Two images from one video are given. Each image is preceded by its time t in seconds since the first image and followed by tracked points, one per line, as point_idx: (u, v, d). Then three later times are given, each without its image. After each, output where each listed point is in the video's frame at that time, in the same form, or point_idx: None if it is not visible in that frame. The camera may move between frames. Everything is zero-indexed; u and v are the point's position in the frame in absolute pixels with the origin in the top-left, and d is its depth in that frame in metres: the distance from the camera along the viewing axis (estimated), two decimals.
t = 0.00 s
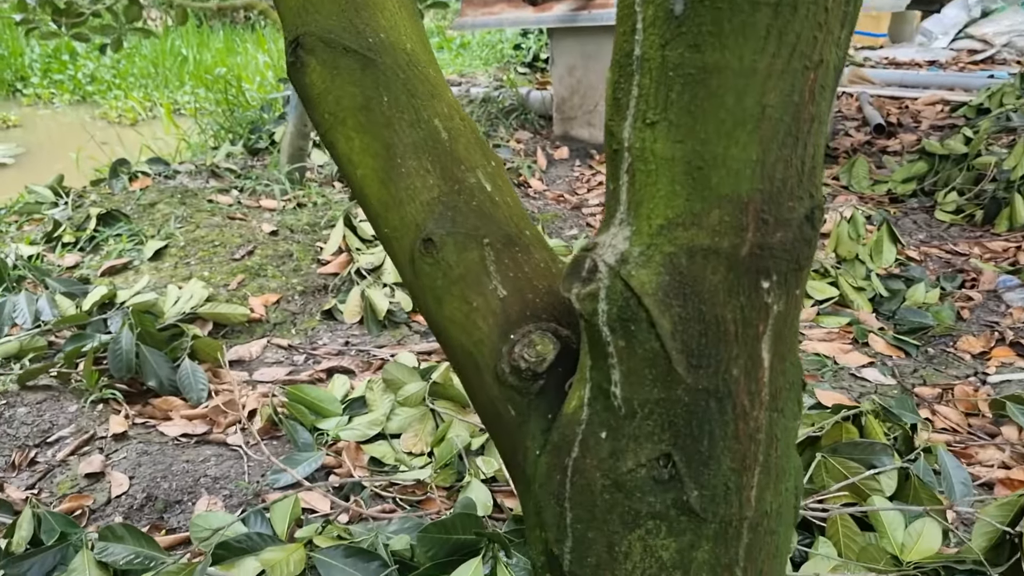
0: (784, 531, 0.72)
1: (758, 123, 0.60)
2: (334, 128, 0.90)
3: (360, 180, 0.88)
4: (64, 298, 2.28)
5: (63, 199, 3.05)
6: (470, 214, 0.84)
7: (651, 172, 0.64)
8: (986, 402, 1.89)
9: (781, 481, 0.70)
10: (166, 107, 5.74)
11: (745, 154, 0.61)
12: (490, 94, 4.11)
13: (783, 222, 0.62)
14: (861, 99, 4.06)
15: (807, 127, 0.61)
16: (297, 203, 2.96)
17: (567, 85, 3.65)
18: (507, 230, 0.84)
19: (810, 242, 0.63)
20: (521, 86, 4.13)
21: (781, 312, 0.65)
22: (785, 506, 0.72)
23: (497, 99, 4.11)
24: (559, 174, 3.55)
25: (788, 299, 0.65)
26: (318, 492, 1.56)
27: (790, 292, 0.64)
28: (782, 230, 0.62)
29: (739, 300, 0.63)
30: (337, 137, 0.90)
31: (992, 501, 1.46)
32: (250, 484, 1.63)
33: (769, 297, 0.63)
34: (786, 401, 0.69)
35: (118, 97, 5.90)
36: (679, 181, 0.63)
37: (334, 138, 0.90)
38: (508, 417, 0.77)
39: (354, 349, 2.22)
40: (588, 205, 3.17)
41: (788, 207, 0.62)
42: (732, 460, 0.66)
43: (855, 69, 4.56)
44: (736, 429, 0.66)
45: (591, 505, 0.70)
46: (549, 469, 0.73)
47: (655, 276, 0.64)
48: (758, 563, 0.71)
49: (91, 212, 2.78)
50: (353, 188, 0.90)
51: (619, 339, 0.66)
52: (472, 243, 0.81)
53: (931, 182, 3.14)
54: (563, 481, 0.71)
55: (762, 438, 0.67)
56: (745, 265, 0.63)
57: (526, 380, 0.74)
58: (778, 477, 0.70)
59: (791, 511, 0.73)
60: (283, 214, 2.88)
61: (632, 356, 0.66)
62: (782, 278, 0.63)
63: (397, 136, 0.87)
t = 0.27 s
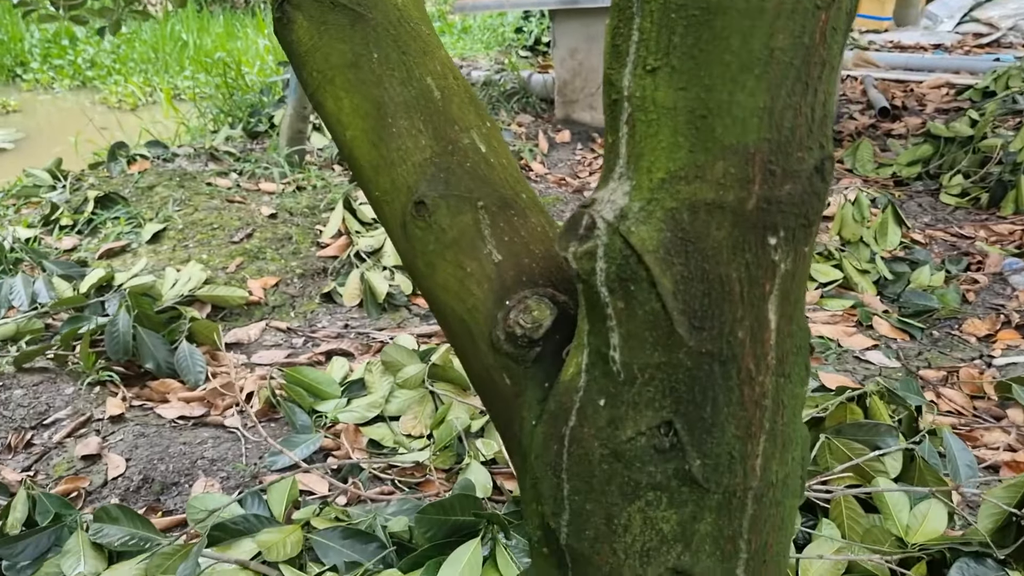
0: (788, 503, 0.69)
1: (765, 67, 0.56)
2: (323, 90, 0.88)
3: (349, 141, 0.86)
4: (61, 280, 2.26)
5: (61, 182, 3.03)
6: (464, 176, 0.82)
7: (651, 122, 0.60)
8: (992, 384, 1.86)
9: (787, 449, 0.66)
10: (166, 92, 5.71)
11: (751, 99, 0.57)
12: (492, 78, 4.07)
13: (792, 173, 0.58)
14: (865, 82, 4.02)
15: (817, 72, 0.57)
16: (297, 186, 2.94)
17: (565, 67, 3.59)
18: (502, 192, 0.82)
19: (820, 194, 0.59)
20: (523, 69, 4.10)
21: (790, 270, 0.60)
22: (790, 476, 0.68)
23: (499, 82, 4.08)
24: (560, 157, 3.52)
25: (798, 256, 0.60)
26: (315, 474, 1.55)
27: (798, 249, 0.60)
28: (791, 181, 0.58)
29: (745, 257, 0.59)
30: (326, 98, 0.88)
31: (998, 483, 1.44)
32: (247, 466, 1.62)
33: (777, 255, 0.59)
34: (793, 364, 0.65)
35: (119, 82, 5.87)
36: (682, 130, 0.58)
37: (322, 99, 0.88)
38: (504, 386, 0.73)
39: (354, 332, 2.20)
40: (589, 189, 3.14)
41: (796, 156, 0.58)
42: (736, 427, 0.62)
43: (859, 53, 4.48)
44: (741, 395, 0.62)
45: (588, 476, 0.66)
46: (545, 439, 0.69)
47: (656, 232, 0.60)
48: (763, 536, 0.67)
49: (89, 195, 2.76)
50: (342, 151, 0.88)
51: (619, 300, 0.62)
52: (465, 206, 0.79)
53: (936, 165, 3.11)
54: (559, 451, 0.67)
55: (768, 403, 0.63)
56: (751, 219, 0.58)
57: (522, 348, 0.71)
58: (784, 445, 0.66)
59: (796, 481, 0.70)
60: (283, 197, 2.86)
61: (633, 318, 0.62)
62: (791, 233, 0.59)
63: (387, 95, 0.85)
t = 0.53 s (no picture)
0: (790, 465, 0.66)
1: (767, 9, 0.54)
2: (314, 46, 0.86)
3: (340, 99, 0.85)
4: (60, 262, 2.25)
5: (60, 164, 3.02)
6: (459, 135, 0.80)
7: (650, 69, 0.58)
8: (995, 364, 1.85)
9: (789, 409, 0.64)
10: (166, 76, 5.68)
11: (754, 42, 0.54)
12: (493, 60, 4.05)
13: (796, 120, 0.55)
14: (869, 64, 3.99)
15: (823, 12, 0.55)
16: (297, 168, 2.92)
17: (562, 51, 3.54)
18: (498, 151, 0.80)
19: (826, 142, 0.58)
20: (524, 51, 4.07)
21: (793, 222, 0.58)
22: (793, 437, 0.66)
23: (500, 65, 4.05)
24: (562, 140, 3.50)
25: (801, 208, 0.58)
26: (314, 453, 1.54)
27: (802, 200, 0.58)
28: (794, 128, 0.56)
29: (747, 208, 0.57)
30: (318, 55, 0.86)
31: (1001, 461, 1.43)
32: (246, 445, 1.61)
33: (779, 205, 0.57)
34: (796, 321, 0.63)
35: (118, 66, 5.84)
36: (682, 76, 0.56)
37: (313, 56, 0.87)
38: (499, 350, 0.71)
39: (354, 313, 2.19)
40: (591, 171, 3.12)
41: (800, 102, 0.56)
42: (737, 387, 0.60)
43: (862, 35, 4.45)
44: (742, 352, 0.59)
45: (585, 438, 0.64)
46: (541, 402, 0.66)
47: (655, 182, 0.57)
48: (764, 500, 0.65)
49: (88, 177, 2.75)
50: (334, 109, 0.86)
51: (616, 255, 0.59)
52: (460, 164, 0.77)
53: (940, 147, 3.09)
54: (555, 414, 0.65)
55: (771, 361, 0.61)
56: (752, 167, 0.56)
57: (517, 310, 0.69)
58: (786, 405, 0.64)
59: (797, 443, 0.67)
60: (282, 179, 2.84)
61: (630, 273, 0.59)
62: (795, 182, 0.57)
63: (380, 52, 0.84)
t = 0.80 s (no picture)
0: (774, 423, 0.66)
1: None
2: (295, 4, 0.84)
3: (322, 57, 0.83)
4: (57, 244, 2.25)
5: (58, 147, 3.01)
6: (441, 92, 0.78)
7: (629, 13, 0.57)
8: (995, 346, 1.84)
9: (773, 364, 0.63)
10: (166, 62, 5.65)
11: None
12: (493, 45, 4.02)
13: (778, 64, 0.55)
14: (872, 47, 3.96)
15: None
16: (295, 151, 2.91)
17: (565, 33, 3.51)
18: (482, 107, 0.79)
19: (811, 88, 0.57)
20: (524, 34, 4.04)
21: (775, 171, 0.58)
22: (777, 394, 0.65)
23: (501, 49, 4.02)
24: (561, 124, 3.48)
25: (785, 155, 0.58)
26: (310, 432, 1.54)
27: (784, 147, 0.57)
28: (776, 73, 0.55)
29: (727, 155, 0.56)
30: (300, 12, 0.84)
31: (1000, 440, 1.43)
32: (242, 425, 1.61)
33: (761, 153, 0.57)
34: (781, 275, 0.62)
35: (117, 51, 5.81)
36: (662, 21, 0.56)
37: (295, 13, 0.85)
38: (484, 310, 0.71)
39: (351, 295, 2.18)
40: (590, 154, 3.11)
41: (782, 46, 0.55)
42: (718, 339, 0.60)
43: (865, 18, 4.42)
44: (723, 304, 0.59)
45: (566, 396, 0.63)
46: (524, 359, 0.66)
47: (635, 130, 0.57)
48: (748, 457, 0.64)
49: (85, 159, 2.74)
50: (317, 66, 0.84)
51: (596, 206, 0.59)
52: (442, 122, 0.76)
53: (942, 130, 3.07)
54: (537, 370, 0.65)
55: (752, 313, 0.60)
56: (733, 114, 0.56)
57: (500, 269, 0.69)
58: (769, 360, 0.63)
59: (781, 400, 0.66)
60: (280, 162, 2.83)
61: (610, 225, 0.59)
62: (778, 129, 0.56)
63: (361, 8, 0.81)
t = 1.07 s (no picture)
0: (748, 395, 0.62)
1: None
2: None
3: (294, 27, 0.80)
4: (49, 231, 2.23)
5: (52, 135, 2.99)
6: (415, 62, 0.75)
7: None
8: (994, 333, 1.82)
9: (748, 334, 0.59)
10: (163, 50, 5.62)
11: None
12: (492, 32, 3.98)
13: (746, 23, 0.50)
14: (874, 35, 3.92)
15: None
16: (290, 139, 2.89)
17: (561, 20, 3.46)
18: (457, 77, 0.75)
19: (781, 50, 0.52)
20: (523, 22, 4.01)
21: (746, 135, 0.53)
22: (751, 365, 0.61)
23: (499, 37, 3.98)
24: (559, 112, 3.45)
25: (755, 120, 0.53)
26: (300, 419, 1.53)
27: (755, 111, 0.52)
28: (745, 33, 0.50)
29: (697, 119, 0.52)
30: None
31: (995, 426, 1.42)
32: (233, 412, 1.59)
33: (731, 117, 0.52)
34: (753, 243, 0.57)
35: (113, 39, 5.77)
36: None
37: None
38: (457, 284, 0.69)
39: (345, 283, 2.16)
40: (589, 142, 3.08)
41: (751, 4, 0.50)
42: (691, 310, 0.56)
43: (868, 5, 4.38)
44: (694, 273, 0.55)
45: (538, 369, 0.60)
46: (495, 333, 0.63)
47: (602, 93, 0.52)
48: (722, 431, 0.60)
49: (79, 147, 2.72)
50: (290, 38, 0.82)
51: (565, 171, 0.55)
52: (415, 92, 0.73)
53: (943, 117, 3.04)
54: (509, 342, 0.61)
55: (725, 282, 0.56)
56: (702, 76, 0.51)
57: (473, 240, 0.66)
58: (744, 330, 0.59)
59: (756, 371, 0.63)
60: (275, 149, 2.81)
61: (579, 192, 0.55)
62: (747, 91, 0.52)
63: None
